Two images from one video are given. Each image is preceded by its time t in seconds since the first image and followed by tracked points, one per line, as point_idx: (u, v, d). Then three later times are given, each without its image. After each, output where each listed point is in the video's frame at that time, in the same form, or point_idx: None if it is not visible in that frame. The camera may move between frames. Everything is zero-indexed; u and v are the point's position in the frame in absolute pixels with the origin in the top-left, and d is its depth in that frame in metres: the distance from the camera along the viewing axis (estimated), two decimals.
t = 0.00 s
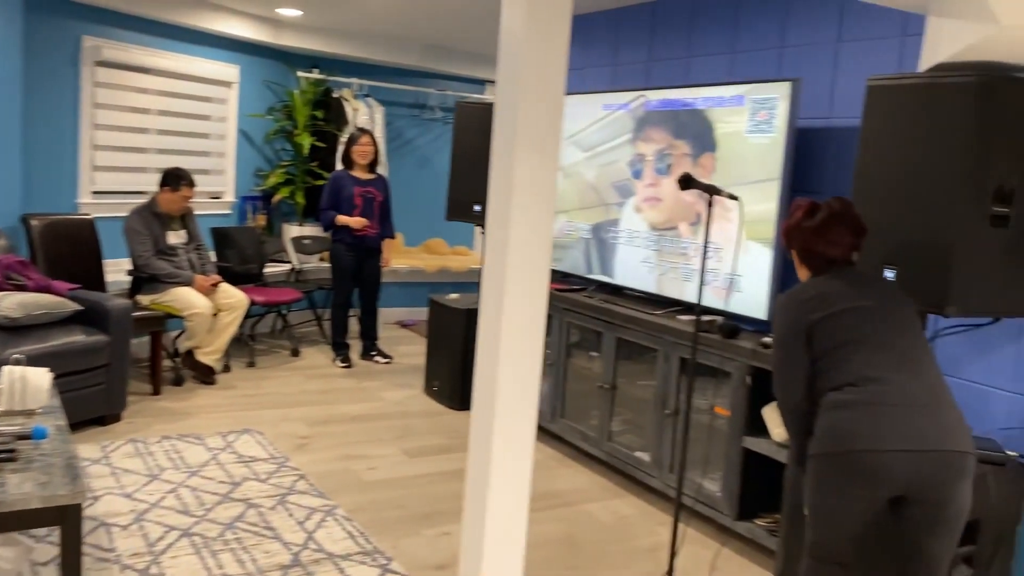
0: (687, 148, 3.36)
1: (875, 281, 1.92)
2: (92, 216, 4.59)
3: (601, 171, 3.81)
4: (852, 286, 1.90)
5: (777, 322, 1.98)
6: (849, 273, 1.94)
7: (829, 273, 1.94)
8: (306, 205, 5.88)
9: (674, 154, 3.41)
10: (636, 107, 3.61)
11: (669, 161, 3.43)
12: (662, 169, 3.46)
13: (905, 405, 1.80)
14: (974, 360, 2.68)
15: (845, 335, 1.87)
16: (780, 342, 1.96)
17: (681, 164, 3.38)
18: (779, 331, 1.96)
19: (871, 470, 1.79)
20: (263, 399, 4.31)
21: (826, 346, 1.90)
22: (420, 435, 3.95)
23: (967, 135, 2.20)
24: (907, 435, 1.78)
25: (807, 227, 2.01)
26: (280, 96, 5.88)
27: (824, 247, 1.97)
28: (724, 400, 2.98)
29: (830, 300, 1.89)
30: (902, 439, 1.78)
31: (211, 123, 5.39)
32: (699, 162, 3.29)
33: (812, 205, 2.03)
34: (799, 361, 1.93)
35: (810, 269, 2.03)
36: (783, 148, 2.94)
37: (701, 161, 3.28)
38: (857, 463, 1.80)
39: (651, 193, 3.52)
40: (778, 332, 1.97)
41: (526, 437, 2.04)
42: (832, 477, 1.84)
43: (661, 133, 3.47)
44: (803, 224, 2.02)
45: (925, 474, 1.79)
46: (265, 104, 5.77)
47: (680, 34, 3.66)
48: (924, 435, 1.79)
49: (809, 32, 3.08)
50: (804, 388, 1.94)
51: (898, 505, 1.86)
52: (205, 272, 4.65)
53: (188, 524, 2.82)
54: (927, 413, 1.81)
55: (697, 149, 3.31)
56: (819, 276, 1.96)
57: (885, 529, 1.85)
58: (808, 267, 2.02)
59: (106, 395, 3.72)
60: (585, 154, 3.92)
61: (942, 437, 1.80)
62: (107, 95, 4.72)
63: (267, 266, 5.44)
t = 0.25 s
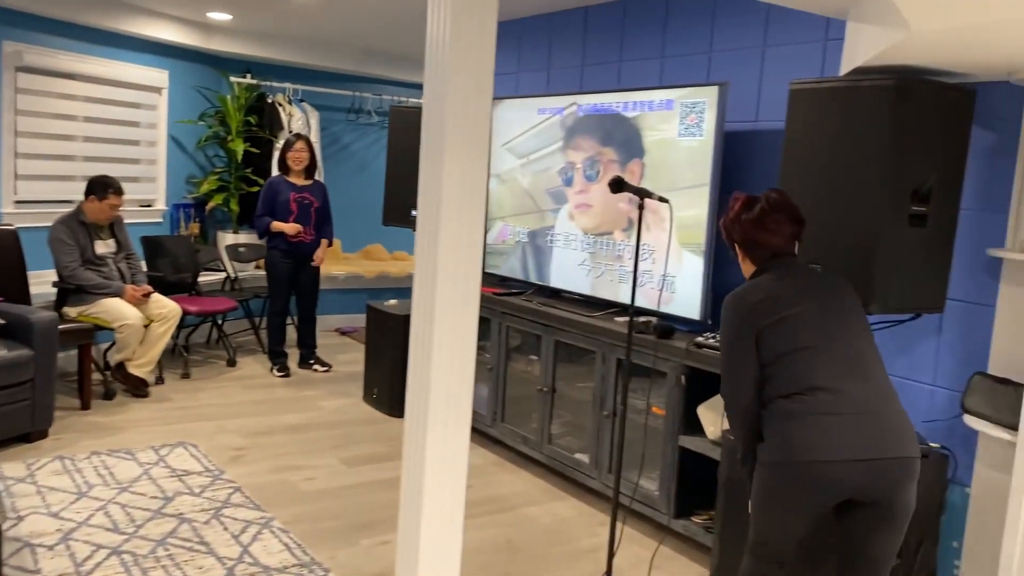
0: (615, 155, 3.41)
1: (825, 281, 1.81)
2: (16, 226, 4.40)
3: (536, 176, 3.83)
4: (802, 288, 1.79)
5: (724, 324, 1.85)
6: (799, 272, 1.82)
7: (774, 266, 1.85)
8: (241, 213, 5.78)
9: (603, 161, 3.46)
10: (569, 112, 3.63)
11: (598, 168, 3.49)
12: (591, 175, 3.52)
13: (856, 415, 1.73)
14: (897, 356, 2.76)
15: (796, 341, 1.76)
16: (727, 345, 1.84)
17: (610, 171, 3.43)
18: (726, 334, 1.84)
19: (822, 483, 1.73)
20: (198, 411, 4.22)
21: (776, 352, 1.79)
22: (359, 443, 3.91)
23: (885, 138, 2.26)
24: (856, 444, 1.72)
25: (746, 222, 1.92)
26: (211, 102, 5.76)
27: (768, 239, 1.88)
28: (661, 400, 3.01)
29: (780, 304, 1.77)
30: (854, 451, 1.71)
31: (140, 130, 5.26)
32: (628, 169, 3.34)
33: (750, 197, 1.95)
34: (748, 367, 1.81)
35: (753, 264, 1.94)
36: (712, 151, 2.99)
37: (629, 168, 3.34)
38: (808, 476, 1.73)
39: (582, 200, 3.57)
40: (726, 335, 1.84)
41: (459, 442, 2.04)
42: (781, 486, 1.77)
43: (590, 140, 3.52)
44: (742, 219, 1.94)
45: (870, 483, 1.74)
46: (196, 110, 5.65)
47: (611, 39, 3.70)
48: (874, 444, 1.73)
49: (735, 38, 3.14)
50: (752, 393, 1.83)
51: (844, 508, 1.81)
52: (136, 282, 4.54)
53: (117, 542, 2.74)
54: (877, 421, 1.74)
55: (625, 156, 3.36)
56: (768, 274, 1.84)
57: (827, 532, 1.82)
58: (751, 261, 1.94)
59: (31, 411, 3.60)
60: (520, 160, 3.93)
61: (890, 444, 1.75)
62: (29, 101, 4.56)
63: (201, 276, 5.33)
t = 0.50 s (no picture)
0: (570, 161, 3.45)
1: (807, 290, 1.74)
2: None
3: (496, 184, 3.84)
4: (784, 296, 1.72)
5: (702, 331, 1.76)
6: (780, 278, 1.75)
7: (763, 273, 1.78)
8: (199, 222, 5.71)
9: (557, 167, 3.50)
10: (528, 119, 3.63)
11: (552, 176, 3.52)
12: (546, 182, 3.55)
13: (838, 429, 1.67)
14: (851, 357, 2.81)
15: (778, 351, 1.69)
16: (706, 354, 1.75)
17: (566, 176, 3.46)
18: (705, 341, 1.75)
19: (803, 498, 1.66)
20: (157, 424, 4.15)
21: (757, 362, 1.71)
22: (320, 454, 3.88)
23: (836, 144, 2.31)
24: (838, 458, 1.65)
25: (739, 227, 1.81)
26: (167, 110, 5.69)
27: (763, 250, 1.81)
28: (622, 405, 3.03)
29: (763, 313, 1.70)
30: (836, 466, 1.65)
31: (94, 139, 5.17)
32: (583, 174, 3.38)
33: (742, 198, 1.84)
34: (728, 377, 1.73)
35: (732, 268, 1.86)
36: (668, 158, 3.02)
37: (584, 172, 3.37)
38: (788, 490, 1.66)
39: (538, 207, 3.60)
40: (704, 343, 1.75)
41: (418, 451, 2.04)
42: (760, 501, 1.70)
43: (544, 147, 3.55)
44: (733, 221, 1.83)
45: (850, 499, 1.68)
46: (152, 119, 5.57)
47: (569, 46, 3.73)
48: (857, 458, 1.67)
49: (689, 46, 3.18)
50: (730, 404, 1.75)
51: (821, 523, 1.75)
52: (91, 294, 4.46)
53: (72, 560, 2.69)
54: (858, 435, 1.68)
55: (580, 162, 3.39)
56: (750, 279, 1.76)
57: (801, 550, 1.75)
58: (732, 266, 1.85)
59: None
60: (480, 167, 3.93)
61: (871, 459, 1.69)
62: None
63: (158, 286, 5.25)
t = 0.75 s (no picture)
0: (529, 173, 3.47)
1: (799, 308, 1.72)
2: None
3: (461, 198, 3.84)
4: (776, 314, 1.70)
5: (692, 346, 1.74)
6: (773, 293, 1.73)
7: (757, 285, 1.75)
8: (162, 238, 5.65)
9: (518, 180, 3.52)
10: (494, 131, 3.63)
11: (513, 189, 3.55)
12: (507, 194, 3.57)
13: (825, 453, 1.66)
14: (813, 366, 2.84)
15: (768, 371, 1.67)
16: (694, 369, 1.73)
17: (528, 188, 3.48)
18: (694, 357, 1.73)
19: (786, 519, 1.65)
20: (120, 443, 4.08)
21: (746, 381, 1.69)
22: (287, 470, 3.84)
23: (795, 156, 2.34)
24: (825, 482, 1.64)
25: (739, 237, 1.77)
26: (129, 125, 5.63)
27: (760, 263, 1.78)
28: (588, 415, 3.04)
29: (754, 332, 1.68)
30: (821, 489, 1.64)
31: (54, 155, 5.09)
32: (544, 185, 3.40)
33: (741, 206, 1.79)
34: (715, 395, 1.71)
35: (725, 277, 1.82)
36: (631, 169, 3.04)
37: (545, 183, 3.39)
38: (772, 512, 1.66)
39: (500, 220, 3.61)
40: (693, 358, 1.73)
41: (383, 465, 2.03)
42: (742, 519, 1.70)
43: (506, 160, 3.57)
44: (732, 230, 1.78)
45: (834, 520, 1.68)
46: (113, 134, 5.50)
47: (532, 59, 3.75)
48: (842, 482, 1.66)
49: (650, 59, 3.21)
50: (716, 423, 1.74)
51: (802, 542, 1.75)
52: (52, 312, 4.37)
53: None
54: (844, 458, 1.67)
55: (541, 173, 3.42)
56: (742, 292, 1.73)
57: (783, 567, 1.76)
58: (725, 276, 1.81)
59: None
60: (445, 180, 3.94)
61: (858, 482, 1.68)
62: None
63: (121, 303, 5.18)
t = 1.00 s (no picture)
0: (506, 185, 3.49)
1: (813, 321, 1.67)
2: None
3: (442, 211, 3.84)
4: (789, 328, 1.64)
5: (701, 358, 1.68)
6: (788, 304, 1.67)
7: (774, 291, 1.69)
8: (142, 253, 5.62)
9: (494, 193, 3.54)
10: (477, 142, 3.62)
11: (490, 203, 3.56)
12: (485, 207, 3.58)
13: (832, 473, 1.61)
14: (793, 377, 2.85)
15: (778, 387, 1.62)
16: (702, 382, 1.67)
17: (506, 201, 3.49)
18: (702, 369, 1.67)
19: (788, 539, 1.62)
20: (99, 461, 4.04)
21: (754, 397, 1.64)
22: (268, 486, 3.81)
23: (771, 167, 2.36)
24: (830, 503, 1.61)
25: (760, 238, 1.71)
26: (108, 140, 5.60)
27: (781, 267, 1.71)
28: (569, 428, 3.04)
29: (766, 346, 1.62)
30: (826, 510, 1.60)
31: (32, 171, 5.05)
32: (522, 196, 3.41)
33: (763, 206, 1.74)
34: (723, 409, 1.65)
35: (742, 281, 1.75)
36: (610, 182, 3.06)
37: (523, 193, 3.40)
38: (774, 531, 1.62)
39: (479, 232, 3.62)
40: (702, 370, 1.67)
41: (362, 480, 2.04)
42: (742, 535, 1.66)
43: (482, 173, 3.59)
44: (753, 231, 1.72)
45: (834, 540, 1.65)
46: (92, 149, 5.48)
47: (512, 73, 3.76)
48: (847, 503, 1.62)
49: (628, 72, 3.23)
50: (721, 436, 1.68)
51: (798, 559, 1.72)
52: (28, 330, 4.33)
53: None
54: (850, 478, 1.63)
55: (518, 185, 3.43)
56: (757, 301, 1.67)
57: None
58: (741, 278, 1.74)
59: None
60: (426, 193, 3.94)
61: (861, 502, 1.65)
62: None
63: (100, 320, 5.14)
